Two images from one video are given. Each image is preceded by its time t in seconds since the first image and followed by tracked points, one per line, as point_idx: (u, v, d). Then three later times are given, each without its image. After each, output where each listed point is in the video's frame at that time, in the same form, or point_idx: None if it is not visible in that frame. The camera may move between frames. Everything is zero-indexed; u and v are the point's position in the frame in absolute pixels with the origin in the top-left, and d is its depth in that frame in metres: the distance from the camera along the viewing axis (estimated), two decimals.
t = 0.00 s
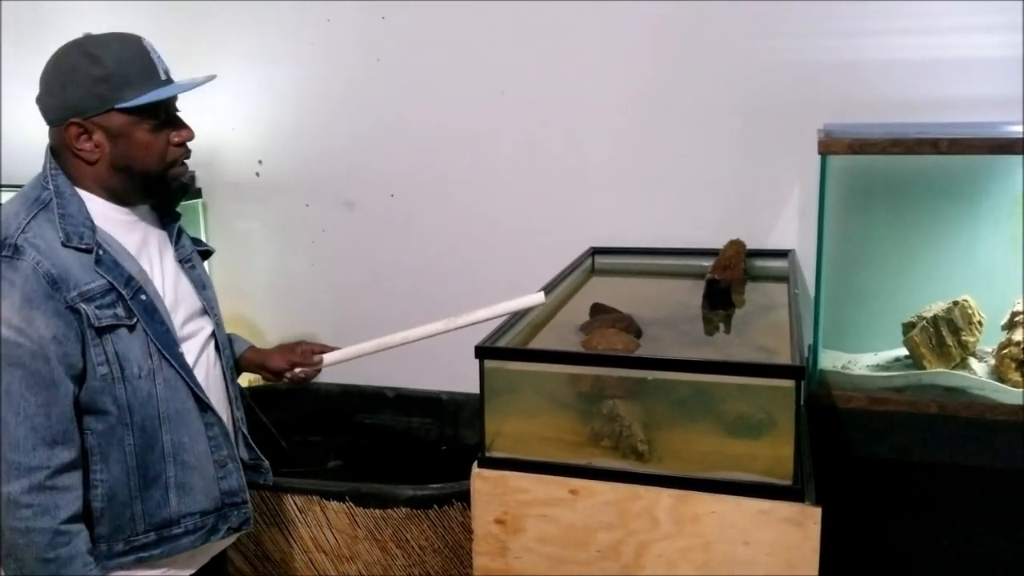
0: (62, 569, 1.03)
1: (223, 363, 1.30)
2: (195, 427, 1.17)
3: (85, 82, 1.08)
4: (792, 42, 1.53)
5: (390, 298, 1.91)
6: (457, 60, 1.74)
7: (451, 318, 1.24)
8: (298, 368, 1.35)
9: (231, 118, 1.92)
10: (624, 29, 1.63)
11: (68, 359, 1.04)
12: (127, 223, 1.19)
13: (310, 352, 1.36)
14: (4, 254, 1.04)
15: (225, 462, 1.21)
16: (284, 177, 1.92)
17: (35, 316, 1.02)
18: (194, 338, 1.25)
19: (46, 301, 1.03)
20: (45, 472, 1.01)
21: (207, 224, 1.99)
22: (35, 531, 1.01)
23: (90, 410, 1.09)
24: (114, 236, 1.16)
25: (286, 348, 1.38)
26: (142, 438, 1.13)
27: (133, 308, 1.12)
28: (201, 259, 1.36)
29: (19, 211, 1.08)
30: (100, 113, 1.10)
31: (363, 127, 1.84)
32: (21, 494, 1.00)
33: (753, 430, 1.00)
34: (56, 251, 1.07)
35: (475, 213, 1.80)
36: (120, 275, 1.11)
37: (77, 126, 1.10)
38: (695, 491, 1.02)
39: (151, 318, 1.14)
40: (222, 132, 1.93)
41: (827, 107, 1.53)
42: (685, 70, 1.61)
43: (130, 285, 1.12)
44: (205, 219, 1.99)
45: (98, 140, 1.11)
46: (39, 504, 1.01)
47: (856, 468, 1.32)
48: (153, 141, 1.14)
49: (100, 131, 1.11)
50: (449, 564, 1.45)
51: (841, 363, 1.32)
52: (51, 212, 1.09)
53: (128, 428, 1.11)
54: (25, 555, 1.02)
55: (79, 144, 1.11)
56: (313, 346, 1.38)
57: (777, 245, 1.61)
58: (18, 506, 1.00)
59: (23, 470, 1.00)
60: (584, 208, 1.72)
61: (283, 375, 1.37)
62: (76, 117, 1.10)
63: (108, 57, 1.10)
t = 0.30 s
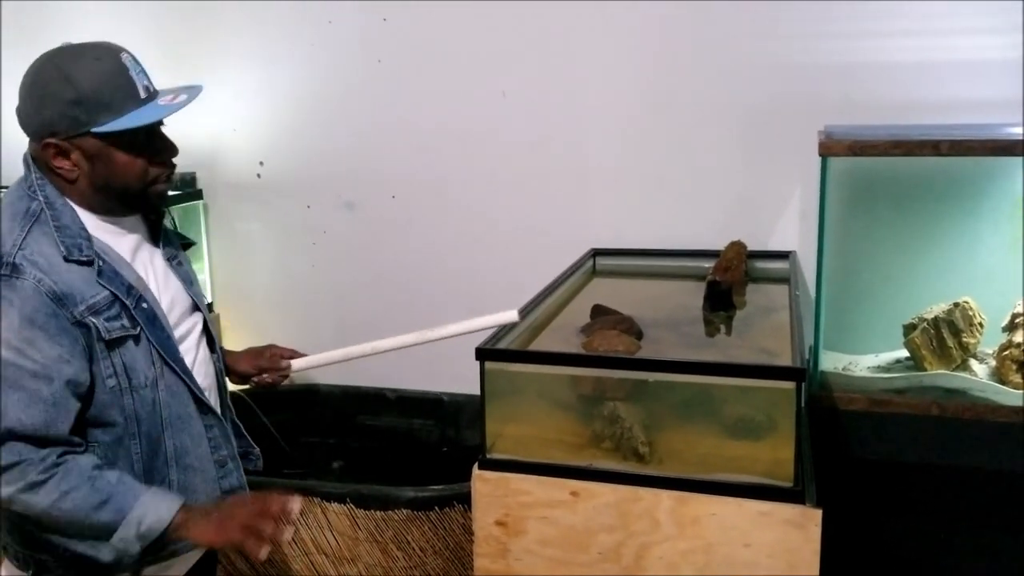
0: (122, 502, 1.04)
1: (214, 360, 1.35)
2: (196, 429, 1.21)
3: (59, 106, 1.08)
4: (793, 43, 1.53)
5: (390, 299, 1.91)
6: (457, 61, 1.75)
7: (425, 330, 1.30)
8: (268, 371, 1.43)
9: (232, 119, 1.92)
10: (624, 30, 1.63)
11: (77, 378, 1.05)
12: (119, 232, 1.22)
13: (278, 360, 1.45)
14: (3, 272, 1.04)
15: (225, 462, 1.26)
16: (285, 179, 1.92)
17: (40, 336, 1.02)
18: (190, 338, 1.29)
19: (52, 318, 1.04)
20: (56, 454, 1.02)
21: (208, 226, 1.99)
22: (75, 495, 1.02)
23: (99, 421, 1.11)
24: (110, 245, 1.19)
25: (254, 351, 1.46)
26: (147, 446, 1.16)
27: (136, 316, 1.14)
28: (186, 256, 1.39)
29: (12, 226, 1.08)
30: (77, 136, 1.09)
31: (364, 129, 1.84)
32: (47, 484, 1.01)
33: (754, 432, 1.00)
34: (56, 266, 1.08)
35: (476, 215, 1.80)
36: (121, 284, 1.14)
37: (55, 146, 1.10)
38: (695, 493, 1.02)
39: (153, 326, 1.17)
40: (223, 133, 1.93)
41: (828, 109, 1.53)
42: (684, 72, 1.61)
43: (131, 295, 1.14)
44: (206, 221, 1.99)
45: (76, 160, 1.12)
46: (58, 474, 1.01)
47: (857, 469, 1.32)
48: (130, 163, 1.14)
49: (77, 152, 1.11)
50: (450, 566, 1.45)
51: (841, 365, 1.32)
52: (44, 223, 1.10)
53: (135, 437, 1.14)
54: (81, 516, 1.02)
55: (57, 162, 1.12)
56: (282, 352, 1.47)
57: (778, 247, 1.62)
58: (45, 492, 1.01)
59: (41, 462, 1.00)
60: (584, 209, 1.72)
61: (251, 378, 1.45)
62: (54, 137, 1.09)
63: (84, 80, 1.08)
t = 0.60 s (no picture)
0: (159, 483, 1.06)
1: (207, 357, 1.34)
2: (196, 431, 1.21)
3: (53, 115, 1.08)
4: (791, 43, 1.53)
5: (388, 299, 1.91)
6: (456, 61, 1.75)
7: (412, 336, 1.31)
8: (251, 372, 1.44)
9: (231, 119, 1.92)
10: (623, 30, 1.63)
11: (92, 382, 1.06)
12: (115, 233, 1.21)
13: (260, 361, 1.46)
14: (15, 282, 1.04)
15: (225, 461, 1.26)
16: (283, 179, 1.92)
17: (57, 343, 1.03)
18: (186, 337, 1.29)
19: (67, 326, 1.05)
20: (88, 449, 1.03)
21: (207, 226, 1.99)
22: (112, 487, 1.03)
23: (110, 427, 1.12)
24: (109, 251, 1.18)
25: (237, 352, 1.46)
26: (153, 448, 1.16)
27: (142, 320, 1.15)
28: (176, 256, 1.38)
29: (15, 235, 1.08)
30: (70, 145, 1.10)
31: (363, 129, 1.84)
32: (83, 480, 1.02)
33: (754, 432, 1.01)
34: (63, 274, 1.08)
35: (474, 215, 1.80)
36: (125, 289, 1.14)
37: (48, 154, 1.10)
38: (693, 493, 1.02)
39: (158, 329, 1.17)
40: (222, 133, 1.93)
41: (827, 109, 1.54)
42: (683, 72, 1.61)
43: (135, 299, 1.15)
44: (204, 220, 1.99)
45: (70, 168, 1.12)
46: (90, 469, 1.02)
47: (855, 469, 1.32)
48: (123, 170, 1.14)
49: (71, 159, 1.11)
50: (448, 565, 1.44)
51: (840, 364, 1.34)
52: (47, 232, 1.10)
53: (143, 439, 1.15)
54: (123, 502, 1.04)
55: (51, 170, 1.12)
56: (265, 353, 1.48)
57: (776, 247, 1.62)
58: (82, 489, 1.02)
59: (75, 460, 1.02)
60: (583, 209, 1.72)
61: (234, 379, 1.45)
62: (47, 146, 1.10)
63: (76, 88, 1.08)
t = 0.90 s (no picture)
0: (131, 512, 1.06)
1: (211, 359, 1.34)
2: (200, 433, 1.21)
3: (60, 114, 1.08)
4: (790, 45, 1.54)
5: (387, 301, 1.91)
6: (455, 62, 1.75)
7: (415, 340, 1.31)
8: (250, 376, 1.44)
9: (230, 121, 1.92)
10: (622, 31, 1.63)
11: (88, 387, 1.06)
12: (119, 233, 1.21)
13: (260, 364, 1.46)
14: (16, 283, 1.04)
15: (227, 462, 1.26)
16: (281, 180, 1.92)
17: (52, 347, 1.03)
18: (189, 340, 1.29)
19: (66, 330, 1.05)
20: (68, 462, 1.03)
21: (206, 227, 1.99)
22: (87, 504, 1.04)
23: (112, 427, 1.12)
24: (112, 251, 1.18)
25: (238, 355, 1.47)
26: (156, 450, 1.16)
27: (146, 322, 1.15)
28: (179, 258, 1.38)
29: (20, 236, 1.08)
30: (76, 145, 1.09)
31: (362, 130, 1.84)
32: (59, 490, 1.03)
33: (752, 434, 1.01)
34: (67, 275, 1.08)
35: (473, 216, 1.80)
36: (129, 291, 1.14)
37: (55, 154, 1.10)
38: (692, 494, 1.02)
39: (161, 331, 1.17)
40: (221, 134, 1.93)
41: (825, 110, 1.54)
42: (682, 73, 1.61)
43: (140, 301, 1.15)
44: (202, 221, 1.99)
45: (76, 168, 1.12)
46: (68, 483, 1.03)
47: (853, 470, 1.33)
48: (129, 173, 1.13)
49: (77, 160, 1.11)
50: (447, 566, 1.45)
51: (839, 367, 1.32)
52: (52, 233, 1.10)
53: (145, 441, 1.15)
54: (93, 523, 1.05)
55: (58, 170, 1.12)
56: (266, 357, 1.48)
57: (774, 249, 1.62)
58: (57, 498, 1.03)
59: (52, 470, 1.02)
60: (581, 210, 1.73)
61: (234, 382, 1.46)
62: (54, 146, 1.10)
63: (85, 88, 1.08)
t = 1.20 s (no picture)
0: (125, 512, 1.05)
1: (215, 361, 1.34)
2: (199, 435, 1.21)
3: (70, 114, 1.07)
4: (791, 46, 1.53)
5: (387, 303, 1.91)
6: (455, 64, 1.74)
7: (420, 344, 1.31)
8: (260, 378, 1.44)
9: (230, 122, 1.92)
10: (622, 33, 1.63)
11: (83, 383, 1.05)
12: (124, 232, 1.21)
13: (273, 370, 1.46)
14: (15, 279, 1.04)
15: (227, 466, 1.25)
16: (281, 182, 1.92)
17: (48, 342, 1.03)
18: (196, 341, 1.29)
19: (62, 326, 1.05)
20: (63, 458, 1.03)
21: (206, 229, 1.99)
22: (80, 502, 1.04)
23: (108, 428, 1.12)
24: (114, 250, 1.18)
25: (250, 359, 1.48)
26: (151, 450, 1.16)
27: (144, 322, 1.15)
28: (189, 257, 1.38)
29: (22, 233, 1.09)
30: (88, 144, 1.09)
31: (362, 132, 1.84)
32: (53, 486, 1.02)
33: (753, 436, 1.01)
34: (67, 273, 1.08)
35: (473, 217, 1.80)
36: (129, 291, 1.13)
37: (65, 154, 1.10)
38: (693, 497, 1.02)
39: (160, 332, 1.17)
40: (221, 137, 1.93)
41: (826, 112, 1.54)
42: (683, 75, 1.61)
43: (139, 300, 1.14)
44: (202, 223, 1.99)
45: (87, 167, 1.12)
46: (64, 479, 1.03)
47: (857, 472, 1.32)
48: (141, 169, 1.14)
49: (88, 158, 1.11)
50: (447, 569, 1.46)
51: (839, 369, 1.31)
52: (54, 231, 1.10)
53: (140, 441, 1.15)
54: (86, 522, 1.04)
55: (68, 169, 1.11)
56: (279, 362, 1.48)
57: (775, 250, 1.62)
58: (51, 495, 1.03)
59: (47, 465, 1.02)
60: (582, 212, 1.72)
61: (245, 385, 1.46)
62: (65, 146, 1.09)
63: (93, 87, 1.08)
